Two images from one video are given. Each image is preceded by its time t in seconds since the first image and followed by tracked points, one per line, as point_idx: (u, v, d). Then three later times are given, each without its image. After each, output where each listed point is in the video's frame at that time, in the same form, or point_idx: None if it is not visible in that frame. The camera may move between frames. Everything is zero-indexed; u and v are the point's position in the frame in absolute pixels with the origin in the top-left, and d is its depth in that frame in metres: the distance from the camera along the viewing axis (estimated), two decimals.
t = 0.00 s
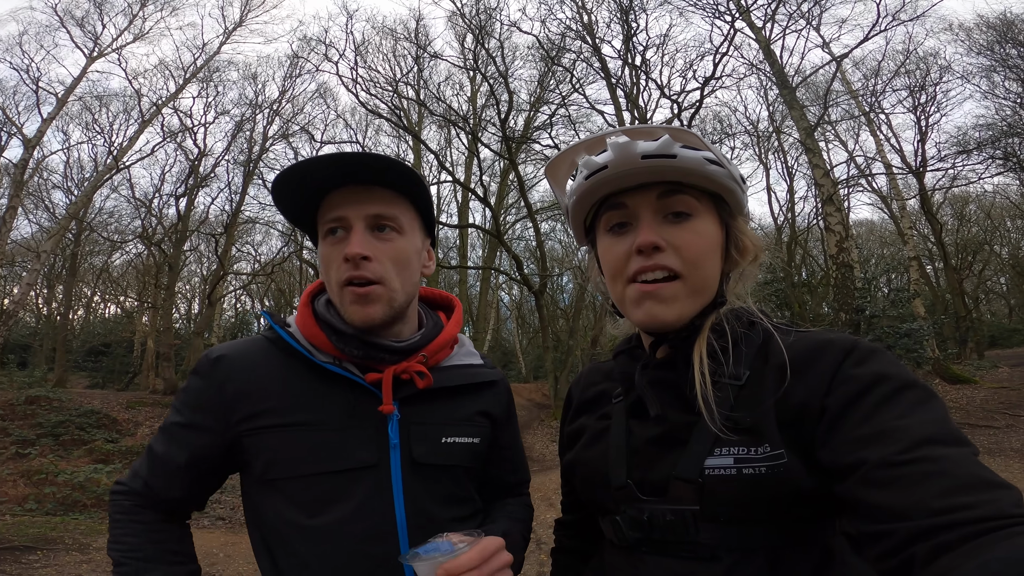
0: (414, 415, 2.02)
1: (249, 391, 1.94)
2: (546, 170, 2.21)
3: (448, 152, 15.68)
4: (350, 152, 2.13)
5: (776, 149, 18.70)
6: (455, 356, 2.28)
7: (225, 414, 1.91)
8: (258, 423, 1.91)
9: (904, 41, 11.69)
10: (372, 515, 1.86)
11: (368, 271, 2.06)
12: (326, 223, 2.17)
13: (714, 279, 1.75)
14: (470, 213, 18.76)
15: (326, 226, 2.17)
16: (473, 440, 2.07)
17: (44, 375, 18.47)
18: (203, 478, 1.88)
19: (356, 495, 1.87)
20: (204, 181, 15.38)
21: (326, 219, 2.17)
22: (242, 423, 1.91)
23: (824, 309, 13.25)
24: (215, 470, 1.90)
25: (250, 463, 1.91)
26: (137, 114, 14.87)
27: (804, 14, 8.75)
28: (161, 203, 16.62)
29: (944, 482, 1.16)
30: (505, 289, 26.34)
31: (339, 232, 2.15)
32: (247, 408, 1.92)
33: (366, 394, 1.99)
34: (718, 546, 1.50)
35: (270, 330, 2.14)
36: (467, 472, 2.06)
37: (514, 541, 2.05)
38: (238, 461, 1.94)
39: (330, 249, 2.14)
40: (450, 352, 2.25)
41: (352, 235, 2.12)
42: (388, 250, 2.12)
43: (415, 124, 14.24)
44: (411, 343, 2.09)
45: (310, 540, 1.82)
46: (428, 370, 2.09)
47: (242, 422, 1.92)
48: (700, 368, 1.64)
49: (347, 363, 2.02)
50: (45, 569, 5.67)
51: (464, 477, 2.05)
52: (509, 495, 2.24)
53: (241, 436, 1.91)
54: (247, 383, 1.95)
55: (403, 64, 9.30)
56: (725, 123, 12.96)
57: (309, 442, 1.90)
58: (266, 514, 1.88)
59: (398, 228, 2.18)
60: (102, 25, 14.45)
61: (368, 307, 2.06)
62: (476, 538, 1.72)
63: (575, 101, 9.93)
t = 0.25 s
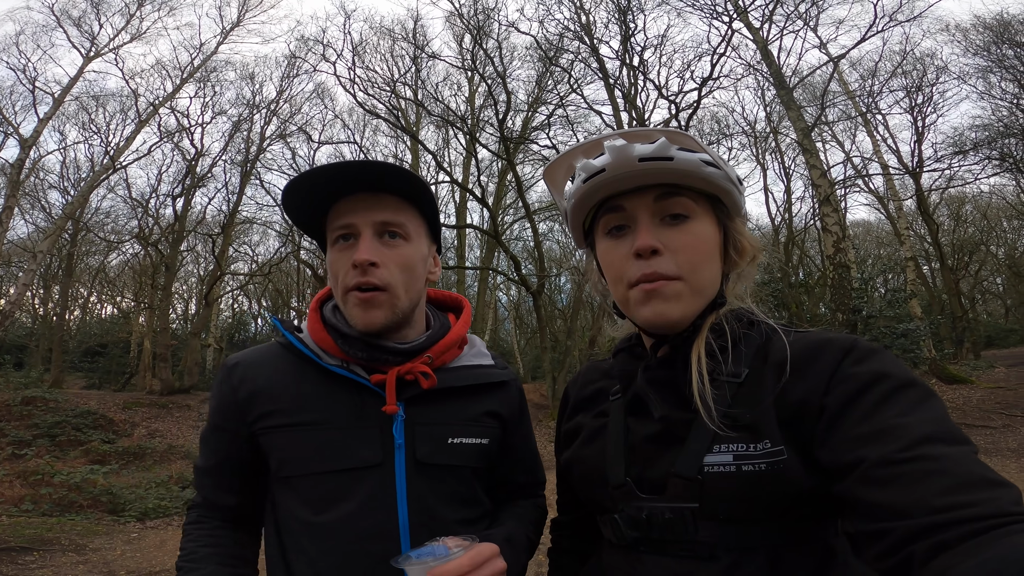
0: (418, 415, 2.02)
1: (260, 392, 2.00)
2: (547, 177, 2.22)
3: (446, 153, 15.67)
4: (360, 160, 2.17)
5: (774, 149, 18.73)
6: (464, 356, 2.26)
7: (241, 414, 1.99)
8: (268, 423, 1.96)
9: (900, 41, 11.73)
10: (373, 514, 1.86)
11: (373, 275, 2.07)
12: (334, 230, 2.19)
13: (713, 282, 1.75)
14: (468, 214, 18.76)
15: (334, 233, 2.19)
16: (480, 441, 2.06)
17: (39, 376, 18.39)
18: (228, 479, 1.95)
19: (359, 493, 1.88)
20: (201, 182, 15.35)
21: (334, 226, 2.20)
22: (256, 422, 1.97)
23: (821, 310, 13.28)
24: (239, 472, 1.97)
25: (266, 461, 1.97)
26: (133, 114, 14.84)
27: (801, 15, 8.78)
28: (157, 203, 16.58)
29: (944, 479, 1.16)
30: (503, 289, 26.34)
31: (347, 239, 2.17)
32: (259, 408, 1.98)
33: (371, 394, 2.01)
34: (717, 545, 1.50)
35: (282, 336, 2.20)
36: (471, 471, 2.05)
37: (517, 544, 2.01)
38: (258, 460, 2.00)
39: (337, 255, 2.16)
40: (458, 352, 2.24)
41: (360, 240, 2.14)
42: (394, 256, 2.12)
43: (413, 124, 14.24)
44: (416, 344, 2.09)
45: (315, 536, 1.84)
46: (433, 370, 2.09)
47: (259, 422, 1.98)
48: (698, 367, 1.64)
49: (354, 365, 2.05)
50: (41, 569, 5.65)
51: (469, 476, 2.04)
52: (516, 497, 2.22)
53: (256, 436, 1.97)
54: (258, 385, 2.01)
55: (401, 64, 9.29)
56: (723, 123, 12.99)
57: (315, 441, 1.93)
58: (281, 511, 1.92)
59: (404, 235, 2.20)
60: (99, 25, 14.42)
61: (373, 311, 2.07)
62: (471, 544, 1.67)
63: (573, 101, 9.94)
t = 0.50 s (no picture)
0: (416, 405, 2.02)
1: (266, 375, 2.00)
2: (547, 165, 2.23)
3: (444, 152, 15.66)
4: (371, 155, 2.19)
5: (771, 149, 18.76)
6: (465, 347, 2.26)
7: (246, 397, 1.99)
8: (272, 406, 1.96)
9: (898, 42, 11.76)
10: (370, 505, 1.86)
11: (388, 266, 2.09)
12: (344, 223, 2.20)
13: (709, 275, 1.75)
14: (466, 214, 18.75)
15: (344, 226, 2.20)
16: (479, 431, 2.06)
17: (36, 375, 18.32)
18: (225, 459, 1.93)
19: (357, 482, 1.88)
20: (199, 181, 15.32)
21: (344, 219, 2.21)
22: (260, 405, 1.98)
23: (819, 309, 13.31)
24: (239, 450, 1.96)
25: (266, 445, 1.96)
26: (131, 113, 14.81)
27: (799, 16, 8.80)
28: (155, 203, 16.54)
29: (940, 470, 1.16)
30: (501, 289, 26.34)
31: (357, 231, 2.18)
32: (264, 390, 1.98)
33: (371, 379, 2.02)
34: (714, 538, 1.50)
35: (287, 323, 2.21)
36: (470, 463, 2.05)
37: (519, 538, 2.00)
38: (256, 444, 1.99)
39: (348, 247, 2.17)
40: (459, 342, 2.24)
41: (372, 233, 2.16)
42: (406, 248, 2.16)
43: (411, 124, 14.24)
44: (417, 332, 2.10)
45: (310, 525, 1.84)
46: (432, 358, 2.10)
47: (264, 404, 1.98)
48: (692, 358, 1.64)
49: (357, 352, 2.06)
50: (37, 569, 5.62)
51: (469, 466, 2.03)
52: (516, 493, 2.21)
53: (258, 419, 1.97)
54: (264, 368, 2.01)
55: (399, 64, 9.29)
56: (721, 124, 13.02)
57: (315, 426, 1.93)
58: (277, 495, 1.91)
59: (414, 228, 2.23)
60: (97, 24, 14.38)
61: (388, 302, 2.09)
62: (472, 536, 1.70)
63: (571, 101, 9.96)
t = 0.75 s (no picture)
0: (420, 404, 2.02)
1: (268, 374, 2.00)
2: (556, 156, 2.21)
3: (442, 153, 15.66)
4: (386, 152, 2.21)
5: (769, 150, 18.80)
6: (467, 347, 2.26)
7: (246, 396, 1.98)
8: (273, 406, 1.95)
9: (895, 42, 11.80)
10: (374, 507, 1.86)
11: (399, 262, 2.09)
12: (355, 219, 2.20)
13: (714, 276, 1.75)
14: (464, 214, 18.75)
15: (355, 221, 2.19)
16: (482, 431, 2.06)
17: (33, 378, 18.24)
18: (222, 458, 1.92)
19: (360, 483, 1.87)
20: (197, 182, 15.29)
21: (355, 214, 2.20)
22: (260, 404, 1.97)
23: (816, 309, 13.33)
24: (239, 450, 1.95)
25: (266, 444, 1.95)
26: (128, 115, 14.78)
27: (797, 16, 8.83)
28: (152, 204, 16.50)
29: (946, 472, 1.16)
30: (499, 290, 26.34)
31: (368, 227, 2.18)
32: (265, 389, 1.98)
33: (375, 379, 2.01)
34: (717, 539, 1.50)
35: (288, 321, 2.20)
36: (473, 464, 2.05)
37: (522, 539, 2.00)
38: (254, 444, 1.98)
39: (358, 243, 2.16)
40: (461, 342, 2.24)
41: (384, 230, 2.16)
42: (417, 246, 2.16)
43: (409, 124, 14.24)
44: (421, 331, 2.10)
45: (313, 526, 1.83)
46: (436, 358, 2.10)
47: (264, 403, 1.97)
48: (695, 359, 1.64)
49: (360, 351, 2.06)
50: (34, 571, 5.59)
51: (471, 467, 2.03)
52: (517, 494, 2.20)
53: (259, 418, 1.97)
54: (265, 368, 2.01)
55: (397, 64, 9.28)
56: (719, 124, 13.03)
57: (317, 426, 1.92)
58: (278, 495, 1.91)
59: (424, 227, 2.25)
60: (94, 25, 14.34)
61: (397, 297, 2.09)
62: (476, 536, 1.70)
63: (569, 102, 9.97)
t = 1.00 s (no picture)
0: (418, 405, 2.02)
1: (267, 377, 1.99)
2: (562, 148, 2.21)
3: (441, 154, 15.66)
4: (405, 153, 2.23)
5: (767, 150, 18.84)
6: (465, 348, 2.26)
7: (245, 399, 1.97)
8: (273, 409, 1.95)
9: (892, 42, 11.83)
10: (371, 506, 1.86)
11: (411, 263, 2.12)
12: (367, 215, 2.19)
13: (711, 276, 1.75)
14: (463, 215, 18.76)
15: (366, 218, 2.19)
16: (480, 432, 2.06)
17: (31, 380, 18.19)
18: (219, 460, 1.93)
19: (358, 483, 1.87)
20: (195, 184, 15.28)
21: (367, 211, 2.20)
22: (260, 408, 1.97)
23: (815, 310, 13.34)
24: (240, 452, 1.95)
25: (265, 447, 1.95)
26: (127, 116, 14.77)
27: (794, 17, 8.85)
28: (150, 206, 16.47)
29: (937, 469, 1.16)
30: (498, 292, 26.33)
31: (379, 225, 2.18)
32: (265, 392, 1.97)
33: (374, 381, 2.01)
34: (713, 536, 1.50)
35: (287, 322, 2.19)
36: (471, 463, 2.05)
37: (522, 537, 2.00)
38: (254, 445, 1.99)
39: (369, 239, 2.16)
40: (459, 343, 2.24)
41: (397, 229, 2.17)
42: (427, 247, 2.19)
43: (408, 126, 14.25)
44: (421, 333, 2.10)
45: (315, 527, 1.83)
46: (435, 360, 2.10)
47: (264, 407, 1.97)
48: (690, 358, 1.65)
49: (359, 352, 2.05)
50: (33, 572, 5.58)
51: (469, 467, 2.03)
52: (515, 493, 2.20)
53: (259, 421, 1.96)
54: (265, 370, 2.00)
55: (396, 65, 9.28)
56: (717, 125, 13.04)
57: (317, 429, 1.92)
58: (279, 497, 1.91)
59: (433, 230, 2.27)
60: (92, 27, 14.32)
61: (403, 296, 2.11)
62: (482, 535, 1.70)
63: (567, 102, 9.99)
